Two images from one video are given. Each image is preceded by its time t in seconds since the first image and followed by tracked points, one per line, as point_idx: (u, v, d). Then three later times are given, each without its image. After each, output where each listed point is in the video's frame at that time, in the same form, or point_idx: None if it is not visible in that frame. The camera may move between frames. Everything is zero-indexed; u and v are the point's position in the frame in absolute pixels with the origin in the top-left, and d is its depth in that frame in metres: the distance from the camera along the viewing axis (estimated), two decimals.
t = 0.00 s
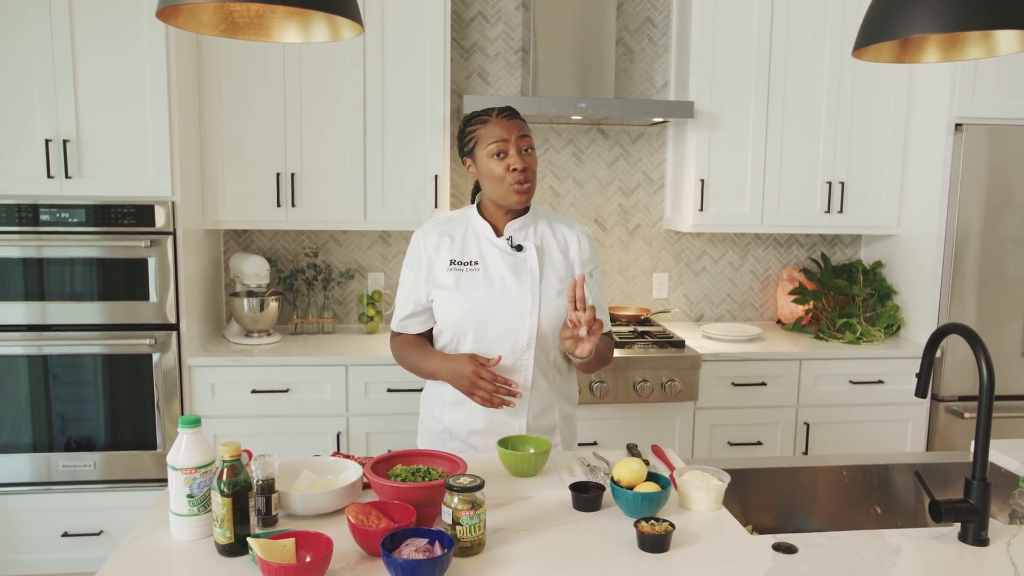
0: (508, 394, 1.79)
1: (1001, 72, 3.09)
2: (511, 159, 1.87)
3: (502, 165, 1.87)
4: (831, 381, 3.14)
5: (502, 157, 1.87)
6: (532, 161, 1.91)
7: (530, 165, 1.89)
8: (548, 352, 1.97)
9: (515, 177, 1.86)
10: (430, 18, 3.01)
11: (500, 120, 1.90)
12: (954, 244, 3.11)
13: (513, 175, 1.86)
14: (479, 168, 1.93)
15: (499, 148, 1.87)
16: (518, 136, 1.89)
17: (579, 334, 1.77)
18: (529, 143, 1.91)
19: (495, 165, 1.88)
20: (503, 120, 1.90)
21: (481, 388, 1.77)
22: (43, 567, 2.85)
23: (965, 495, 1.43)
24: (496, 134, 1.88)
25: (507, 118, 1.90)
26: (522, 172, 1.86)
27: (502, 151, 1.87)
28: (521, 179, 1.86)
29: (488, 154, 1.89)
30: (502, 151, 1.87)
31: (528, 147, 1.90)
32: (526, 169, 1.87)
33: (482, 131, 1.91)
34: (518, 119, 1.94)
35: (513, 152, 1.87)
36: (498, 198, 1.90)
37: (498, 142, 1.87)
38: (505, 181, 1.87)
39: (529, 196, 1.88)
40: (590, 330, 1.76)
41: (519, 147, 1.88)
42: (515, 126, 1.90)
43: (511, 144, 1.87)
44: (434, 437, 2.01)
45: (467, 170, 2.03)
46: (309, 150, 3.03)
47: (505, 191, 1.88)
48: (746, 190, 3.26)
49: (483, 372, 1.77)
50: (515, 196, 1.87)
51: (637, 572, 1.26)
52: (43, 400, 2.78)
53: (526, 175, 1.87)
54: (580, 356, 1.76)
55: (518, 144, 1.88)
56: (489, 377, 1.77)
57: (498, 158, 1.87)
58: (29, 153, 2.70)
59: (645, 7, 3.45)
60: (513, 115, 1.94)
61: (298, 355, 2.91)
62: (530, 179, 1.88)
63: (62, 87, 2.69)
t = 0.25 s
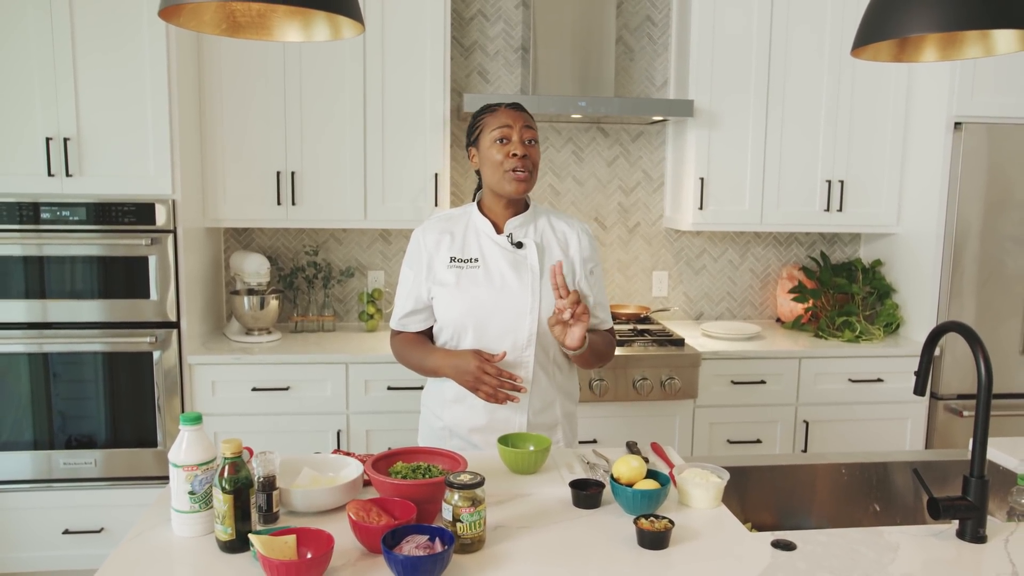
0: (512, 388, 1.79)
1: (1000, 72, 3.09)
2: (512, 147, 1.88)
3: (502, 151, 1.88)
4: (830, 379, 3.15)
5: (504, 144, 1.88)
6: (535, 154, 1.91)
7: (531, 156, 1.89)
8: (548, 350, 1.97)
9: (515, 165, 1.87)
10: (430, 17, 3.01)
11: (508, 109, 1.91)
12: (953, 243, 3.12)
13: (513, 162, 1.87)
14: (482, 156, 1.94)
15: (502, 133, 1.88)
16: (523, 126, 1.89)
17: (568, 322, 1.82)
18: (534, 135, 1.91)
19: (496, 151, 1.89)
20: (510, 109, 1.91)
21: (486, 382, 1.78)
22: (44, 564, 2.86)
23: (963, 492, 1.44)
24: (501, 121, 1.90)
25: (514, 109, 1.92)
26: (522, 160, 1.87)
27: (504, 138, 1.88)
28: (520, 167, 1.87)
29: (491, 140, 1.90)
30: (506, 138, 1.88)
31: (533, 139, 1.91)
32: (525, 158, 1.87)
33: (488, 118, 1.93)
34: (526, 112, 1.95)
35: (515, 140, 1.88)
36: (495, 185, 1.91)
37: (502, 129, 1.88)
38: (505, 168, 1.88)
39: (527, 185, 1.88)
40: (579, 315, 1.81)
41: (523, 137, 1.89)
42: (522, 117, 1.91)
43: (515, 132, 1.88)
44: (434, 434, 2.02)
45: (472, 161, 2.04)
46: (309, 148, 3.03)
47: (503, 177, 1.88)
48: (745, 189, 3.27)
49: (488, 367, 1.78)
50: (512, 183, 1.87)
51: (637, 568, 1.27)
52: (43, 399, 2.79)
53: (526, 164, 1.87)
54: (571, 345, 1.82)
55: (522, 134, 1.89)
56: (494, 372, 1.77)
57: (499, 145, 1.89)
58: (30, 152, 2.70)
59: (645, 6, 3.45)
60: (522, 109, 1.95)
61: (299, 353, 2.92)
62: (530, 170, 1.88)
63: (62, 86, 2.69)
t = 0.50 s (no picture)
0: (511, 391, 1.79)
1: (1003, 71, 3.09)
2: (516, 148, 1.88)
3: (506, 152, 1.88)
4: (832, 379, 3.15)
5: (508, 145, 1.89)
6: (539, 156, 1.91)
7: (535, 158, 1.89)
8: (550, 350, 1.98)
9: (518, 166, 1.88)
10: (433, 16, 3.02)
11: (515, 109, 1.91)
12: (955, 243, 3.12)
13: (516, 164, 1.88)
14: (486, 155, 1.94)
15: (506, 134, 1.89)
16: (528, 127, 1.89)
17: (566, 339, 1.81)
18: (539, 137, 1.91)
19: (500, 151, 1.89)
20: (517, 110, 1.91)
21: (486, 384, 1.78)
22: (47, 562, 2.87)
23: (965, 492, 1.44)
24: (507, 121, 1.90)
25: (521, 109, 1.92)
26: (525, 162, 1.87)
27: (509, 139, 1.88)
28: (523, 169, 1.88)
29: (496, 140, 1.90)
30: (510, 138, 1.88)
31: (537, 141, 1.91)
32: (529, 160, 1.88)
33: (494, 118, 1.93)
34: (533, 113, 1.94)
35: (520, 141, 1.88)
36: (498, 185, 1.92)
37: (507, 129, 1.89)
38: (508, 168, 1.88)
39: (529, 187, 1.89)
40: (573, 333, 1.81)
41: (527, 138, 1.89)
42: (528, 118, 1.91)
43: (520, 133, 1.88)
44: (435, 434, 2.02)
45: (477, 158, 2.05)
46: (312, 148, 3.04)
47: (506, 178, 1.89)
48: (747, 188, 3.27)
49: (489, 368, 1.79)
50: (515, 185, 1.88)
51: (639, 567, 1.28)
52: (47, 397, 2.80)
53: (529, 166, 1.88)
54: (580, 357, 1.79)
55: (527, 135, 1.89)
56: (491, 373, 1.78)
57: (504, 145, 1.89)
58: (35, 151, 2.71)
59: (648, 5, 3.45)
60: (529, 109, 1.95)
61: (301, 352, 2.92)
62: (533, 172, 1.89)
63: (66, 85, 2.70)
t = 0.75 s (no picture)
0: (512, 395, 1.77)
1: (1006, 75, 3.10)
2: (520, 159, 1.89)
3: (510, 162, 1.89)
4: (834, 381, 3.15)
5: (513, 155, 1.89)
6: (544, 164, 1.92)
7: (539, 168, 1.90)
8: (552, 354, 1.99)
9: (522, 178, 1.89)
10: (437, 18, 3.02)
11: (520, 117, 1.91)
12: (958, 246, 3.12)
13: (520, 175, 1.89)
14: (490, 161, 1.95)
15: (511, 144, 1.89)
16: (533, 137, 1.89)
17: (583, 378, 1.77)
18: (544, 146, 1.92)
19: (504, 161, 1.90)
20: (522, 117, 1.91)
21: (487, 389, 1.77)
22: (49, 562, 2.87)
23: (966, 494, 1.45)
24: (512, 130, 1.89)
25: (527, 117, 1.91)
26: (529, 174, 1.88)
27: (513, 149, 1.89)
28: (527, 180, 1.89)
29: (501, 149, 1.90)
30: (515, 149, 1.89)
31: (542, 150, 1.91)
32: (533, 171, 1.89)
33: (499, 124, 1.92)
34: (538, 120, 1.94)
35: (524, 152, 1.89)
36: (502, 194, 1.94)
37: (512, 139, 1.89)
38: (512, 179, 1.90)
39: (532, 198, 1.91)
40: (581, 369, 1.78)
41: (532, 149, 1.89)
42: (533, 126, 1.90)
43: (525, 144, 1.89)
44: (438, 435, 2.03)
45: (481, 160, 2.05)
46: (316, 149, 3.04)
47: (509, 188, 1.91)
48: (749, 191, 3.27)
49: (489, 372, 1.78)
50: (518, 196, 1.90)
51: (642, 568, 1.28)
52: (50, 397, 2.81)
53: (533, 177, 1.89)
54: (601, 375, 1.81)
55: (531, 145, 1.89)
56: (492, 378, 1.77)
57: (508, 155, 1.89)
58: (39, 151, 2.72)
59: (650, 8, 3.46)
60: (534, 116, 1.94)
61: (304, 353, 2.93)
62: (536, 182, 1.90)
63: (71, 86, 2.71)
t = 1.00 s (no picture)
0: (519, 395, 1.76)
1: (1007, 76, 3.10)
2: (522, 158, 1.89)
3: (513, 161, 1.89)
4: (835, 382, 3.16)
5: (515, 154, 1.90)
6: (546, 163, 1.92)
7: (542, 167, 1.90)
8: (556, 352, 2.01)
9: (524, 177, 1.89)
10: (439, 20, 3.03)
11: (522, 117, 1.91)
12: (959, 246, 3.12)
13: (522, 174, 1.89)
14: (493, 162, 1.96)
15: (513, 143, 1.90)
16: (535, 136, 1.90)
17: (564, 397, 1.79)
18: (546, 145, 1.92)
19: (507, 160, 1.90)
20: (524, 117, 1.91)
21: (494, 390, 1.78)
22: (52, 562, 2.88)
23: (968, 494, 1.45)
24: (514, 130, 1.90)
25: (529, 116, 1.92)
26: (531, 173, 1.89)
27: (516, 148, 1.89)
28: (529, 179, 1.89)
29: (503, 149, 1.91)
30: (517, 148, 1.89)
31: (544, 149, 1.91)
32: (536, 170, 1.89)
33: (501, 125, 1.93)
34: (540, 119, 1.94)
35: (526, 151, 1.89)
36: (505, 194, 1.94)
37: (514, 138, 1.89)
38: (514, 179, 1.90)
39: (535, 197, 1.91)
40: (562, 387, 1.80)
41: (534, 148, 1.90)
42: (534, 125, 1.91)
43: (527, 143, 1.89)
44: (441, 437, 2.03)
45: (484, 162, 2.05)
46: (318, 150, 3.05)
47: (512, 188, 1.91)
48: (751, 192, 3.28)
49: (496, 373, 1.78)
50: (521, 195, 1.91)
51: (644, 567, 1.28)
52: (52, 397, 2.81)
53: (535, 176, 1.89)
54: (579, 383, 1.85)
55: (533, 144, 1.90)
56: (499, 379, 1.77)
57: (511, 154, 1.90)
58: (42, 153, 2.73)
59: (652, 9, 3.47)
60: (536, 116, 1.95)
61: (306, 353, 2.94)
62: (539, 181, 1.91)
63: (74, 88, 2.71)
